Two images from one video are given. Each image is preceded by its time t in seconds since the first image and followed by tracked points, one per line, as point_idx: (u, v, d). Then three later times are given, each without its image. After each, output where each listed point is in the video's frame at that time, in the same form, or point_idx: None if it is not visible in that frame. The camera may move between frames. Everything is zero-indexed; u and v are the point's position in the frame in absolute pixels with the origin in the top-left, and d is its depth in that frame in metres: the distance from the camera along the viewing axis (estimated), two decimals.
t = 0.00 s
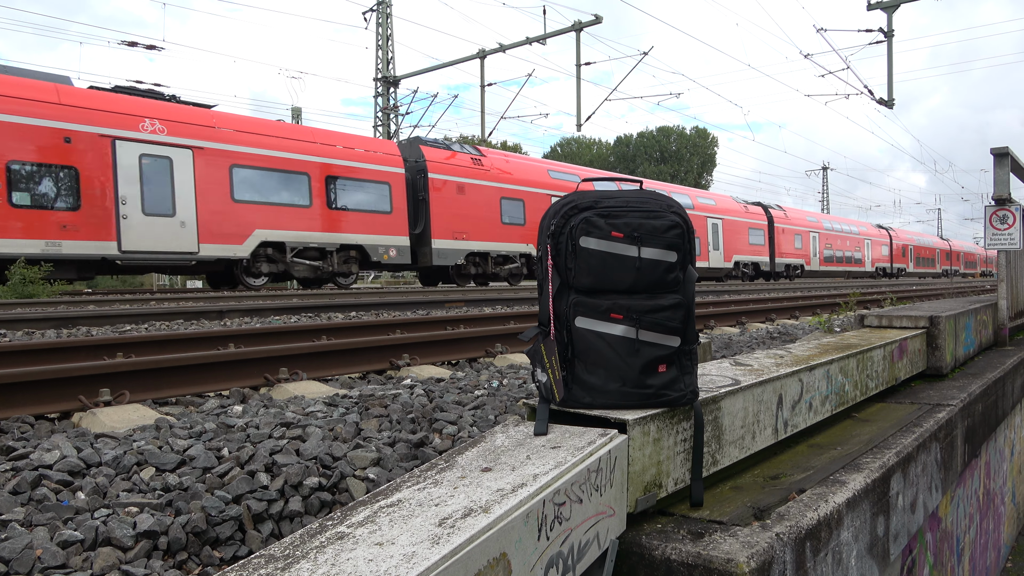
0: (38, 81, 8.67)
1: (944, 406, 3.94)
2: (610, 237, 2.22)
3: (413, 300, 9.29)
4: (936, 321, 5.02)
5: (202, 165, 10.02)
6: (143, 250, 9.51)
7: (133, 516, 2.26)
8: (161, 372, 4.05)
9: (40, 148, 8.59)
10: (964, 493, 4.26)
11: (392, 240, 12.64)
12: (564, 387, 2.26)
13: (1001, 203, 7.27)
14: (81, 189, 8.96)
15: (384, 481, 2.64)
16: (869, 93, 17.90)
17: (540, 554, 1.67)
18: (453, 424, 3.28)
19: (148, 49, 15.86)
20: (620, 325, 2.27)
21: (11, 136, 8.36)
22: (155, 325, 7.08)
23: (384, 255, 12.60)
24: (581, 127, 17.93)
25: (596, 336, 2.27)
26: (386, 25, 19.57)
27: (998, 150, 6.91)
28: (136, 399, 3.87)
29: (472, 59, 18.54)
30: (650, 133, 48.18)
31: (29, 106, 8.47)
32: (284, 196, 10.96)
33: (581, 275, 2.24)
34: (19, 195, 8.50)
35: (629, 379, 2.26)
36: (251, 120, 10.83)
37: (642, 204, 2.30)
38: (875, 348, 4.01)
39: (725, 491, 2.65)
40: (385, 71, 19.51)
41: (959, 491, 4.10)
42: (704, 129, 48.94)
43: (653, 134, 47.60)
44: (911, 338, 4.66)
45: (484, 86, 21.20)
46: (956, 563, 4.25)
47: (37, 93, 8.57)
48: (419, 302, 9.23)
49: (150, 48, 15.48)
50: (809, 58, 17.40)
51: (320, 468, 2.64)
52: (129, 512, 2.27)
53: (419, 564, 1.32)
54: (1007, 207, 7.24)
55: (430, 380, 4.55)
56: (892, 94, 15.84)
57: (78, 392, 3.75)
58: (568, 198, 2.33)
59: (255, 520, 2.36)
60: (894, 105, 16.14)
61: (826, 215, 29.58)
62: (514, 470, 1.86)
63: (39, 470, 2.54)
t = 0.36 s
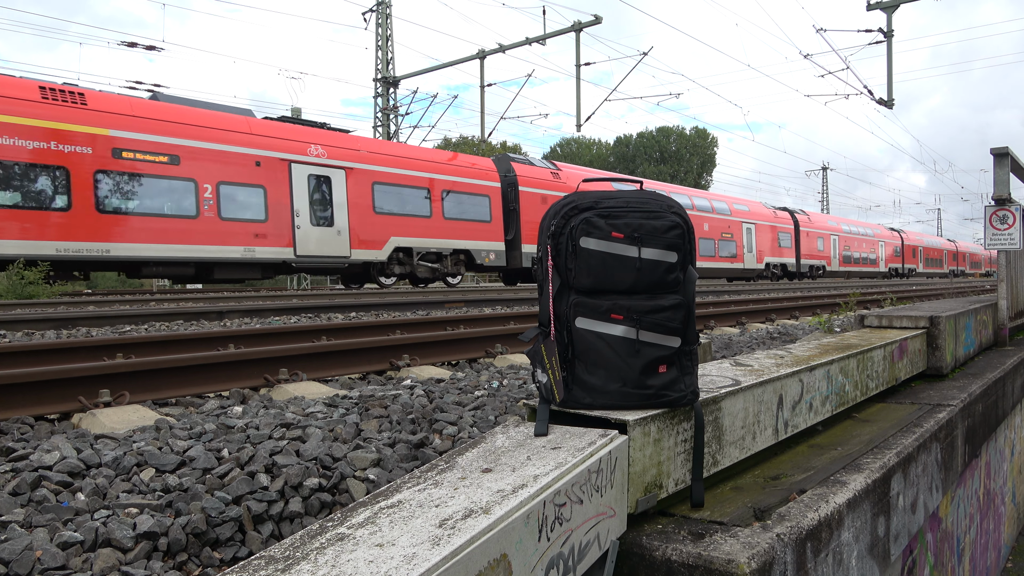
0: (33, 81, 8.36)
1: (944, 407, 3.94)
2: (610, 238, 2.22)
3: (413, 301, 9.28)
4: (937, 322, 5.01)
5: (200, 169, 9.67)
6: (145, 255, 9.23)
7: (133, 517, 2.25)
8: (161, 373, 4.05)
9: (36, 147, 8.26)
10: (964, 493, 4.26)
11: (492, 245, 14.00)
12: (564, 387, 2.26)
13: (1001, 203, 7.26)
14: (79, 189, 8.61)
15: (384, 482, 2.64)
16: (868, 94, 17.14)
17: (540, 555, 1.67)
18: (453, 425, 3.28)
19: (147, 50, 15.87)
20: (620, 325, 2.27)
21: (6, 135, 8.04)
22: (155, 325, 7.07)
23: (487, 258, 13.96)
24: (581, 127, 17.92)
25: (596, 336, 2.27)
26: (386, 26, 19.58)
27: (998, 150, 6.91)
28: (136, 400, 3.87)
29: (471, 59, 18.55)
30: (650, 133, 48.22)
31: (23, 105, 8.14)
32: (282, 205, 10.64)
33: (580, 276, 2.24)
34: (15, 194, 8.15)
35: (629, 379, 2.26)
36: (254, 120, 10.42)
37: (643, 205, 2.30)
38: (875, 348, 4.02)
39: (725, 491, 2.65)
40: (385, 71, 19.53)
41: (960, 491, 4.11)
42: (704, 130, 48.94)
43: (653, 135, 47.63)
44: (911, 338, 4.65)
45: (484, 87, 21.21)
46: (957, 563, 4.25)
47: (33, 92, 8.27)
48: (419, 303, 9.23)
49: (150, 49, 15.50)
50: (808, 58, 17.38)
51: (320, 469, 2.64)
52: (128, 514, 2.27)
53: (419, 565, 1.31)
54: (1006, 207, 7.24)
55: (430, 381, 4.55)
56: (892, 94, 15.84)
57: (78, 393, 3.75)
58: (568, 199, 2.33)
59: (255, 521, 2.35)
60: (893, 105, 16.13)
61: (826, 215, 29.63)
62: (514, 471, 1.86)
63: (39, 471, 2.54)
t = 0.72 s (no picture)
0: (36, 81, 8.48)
1: (944, 408, 3.94)
2: (609, 238, 2.22)
3: (412, 301, 9.28)
4: (936, 322, 5.01)
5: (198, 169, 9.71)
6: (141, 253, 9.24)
7: (132, 517, 2.25)
8: (160, 373, 4.05)
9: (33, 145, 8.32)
10: (963, 494, 4.27)
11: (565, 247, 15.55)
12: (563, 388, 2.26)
13: (1001, 204, 7.25)
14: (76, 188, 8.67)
15: (384, 482, 2.64)
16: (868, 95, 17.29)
17: (539, 556, 1.67)
18: (452, 425, 3.28)
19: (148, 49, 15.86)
20: (619, 326, 2.27)
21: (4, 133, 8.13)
22: (155, 325, 7.07)
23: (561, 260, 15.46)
24: (581, 127, 17.90)
25: (595, 338, 2.27)
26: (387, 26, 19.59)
27: (998, 150, 6.90)
28: (135, 400, 3.87)
29: (471, 59, 18.54)
30: (650, 134, 48.24)
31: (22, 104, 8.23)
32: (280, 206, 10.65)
33: (580, 277, 2.24)
34: (12, 191, 8.21)
35: (628, 380, 2.26)
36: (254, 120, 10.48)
37: (643, 206, 2.30)
38: (874, 349, 4.02)
39: (724, 492, 2.65)
40: (385, 71, 19.53)
41: (959, 492, 4.12)
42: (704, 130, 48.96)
43: (653, 135, 47.64)
44: (910, 339, 4.66)
45: (484, 87, 21.20)
46: (956, 563, 4.26)
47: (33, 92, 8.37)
48: (419, 303, 9.23)
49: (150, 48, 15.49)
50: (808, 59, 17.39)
51: (319, 470, 2.64)
52: (127, 514, 2.27)
53: (417, 566, 1.31)
54: (1006, 208, 7.22)
55: (429, 381, 4.55)
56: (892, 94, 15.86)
57: (77, 393, 3.75)
58: (567, 200, 2.33)
59: (253, 521, 2.35)
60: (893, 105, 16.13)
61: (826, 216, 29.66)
62: (513, 471, 1.86)
63: (37, 471, 2.54)
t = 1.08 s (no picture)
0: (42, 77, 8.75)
1: (943, 409, 3.93)
2: (608, 238, 2.22)
3: (412, 300, 9.28)
4: (936, 323, 5.01)
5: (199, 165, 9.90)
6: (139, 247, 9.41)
7: (130, 516, 2.25)
8: (159, 372, 4.05)
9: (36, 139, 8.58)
10: (962, 495, 4.27)
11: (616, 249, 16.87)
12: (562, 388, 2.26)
13: (1001, 205, 7.25)
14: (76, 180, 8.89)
15: (382, 482, 2.64)
16: (868, 96, 17.40)
17: (537, 556, 1.67)
18: (451, 425, 3.28)
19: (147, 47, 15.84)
20: (618, 326, 2.27)
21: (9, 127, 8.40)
22: (154, 324, 7.06)
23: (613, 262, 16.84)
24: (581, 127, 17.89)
25: (594, 337, 2.27)
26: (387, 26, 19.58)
27: (997, 151, 6.89)
28: (134, 399, 3.87)
29: (472, 58, 18.52)
30: (650, 134, 48.24)
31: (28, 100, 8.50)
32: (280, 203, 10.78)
33: (578, 276, 2.24)
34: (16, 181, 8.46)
35: (627, 381, 2.26)
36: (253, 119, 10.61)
37: (642, 206, 2.30)
38: (873, 349, 4.02)
39: (723, 492, 2.65)
40: (385, 70, 19.51)
41: (958, 493, 4.13)
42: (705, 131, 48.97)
43: (653, 136, 47.65)
44: (910, 340, 4.66)
45: (484, 87, 21.18)
46: (955, 565, 4.27)
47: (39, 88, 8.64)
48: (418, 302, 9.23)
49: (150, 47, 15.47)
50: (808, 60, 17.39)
51: (317, 469, 2.64)
52: (125, 512, 2.27)
53: (415, 566, 1.31)
54: (1006, 209, 7.21)
55: (429, 381, 4.56)
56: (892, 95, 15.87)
57: (76, 392, 3.74)
58: (566, 200, 2.33)
59: (252, 520, 2.35)
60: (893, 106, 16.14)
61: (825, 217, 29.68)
62: (511, 471, 1.86)
63: (36, 470, 2.53)
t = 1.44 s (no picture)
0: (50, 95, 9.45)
1: (940, 410, 3.93)
2: (607, 238, 2.22)
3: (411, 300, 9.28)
4: (934, 324, 5.02)
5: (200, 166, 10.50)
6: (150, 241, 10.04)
7: (127, 515, 2.25)
8: (157, 370, 4.05)
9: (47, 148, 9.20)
10: (960, 496, 4.27)
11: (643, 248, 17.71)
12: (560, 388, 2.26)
13: (999, 206, 7.24)
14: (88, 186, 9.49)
15: (380, 481, 2.64)
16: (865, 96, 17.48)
17: (534, 556, 1.67)
18: (449, 425, 3.28)
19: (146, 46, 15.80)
20: (616, 326, 2.26)
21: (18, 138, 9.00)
22: (152, 323, 7.04)
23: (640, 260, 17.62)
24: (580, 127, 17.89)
25: (592, 337, 2.27)
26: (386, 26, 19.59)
27: (995, 152, 6.90)
28: (131, 397, 3.86)
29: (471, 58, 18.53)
30: (649, 134, 48.25)
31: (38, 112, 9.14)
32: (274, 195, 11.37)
33: (577, 276, 2.24)
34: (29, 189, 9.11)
35: (625, 381, 2.26)
36: (248, 119, 11.20)
37: (641, 206, 2.30)
38: (871, 350, 4.02)
39: (721, 492, 2.65)
40: (384, 70, 19.50)
41: (956, 494, 4.14)
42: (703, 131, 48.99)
43: (652, 136, 47.66)
44: (907, 341, 4.66)
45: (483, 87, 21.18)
46: (953, 565, 4.28)
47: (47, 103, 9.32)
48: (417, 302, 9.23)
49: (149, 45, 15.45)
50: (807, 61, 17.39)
51: (315, 468, 2.64)
52: (123, 511, 2.27)
53: (412, 565, 1.31)
54: (1004, 210, 7.22)
55: (426, 380, 4.55)
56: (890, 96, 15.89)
57: (73, 390, 3.74)
58: (565, 199, 2.33)
59: (249, 520, 2.35)
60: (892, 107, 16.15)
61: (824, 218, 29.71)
62: (508, 471, 1.86)
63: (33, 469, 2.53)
